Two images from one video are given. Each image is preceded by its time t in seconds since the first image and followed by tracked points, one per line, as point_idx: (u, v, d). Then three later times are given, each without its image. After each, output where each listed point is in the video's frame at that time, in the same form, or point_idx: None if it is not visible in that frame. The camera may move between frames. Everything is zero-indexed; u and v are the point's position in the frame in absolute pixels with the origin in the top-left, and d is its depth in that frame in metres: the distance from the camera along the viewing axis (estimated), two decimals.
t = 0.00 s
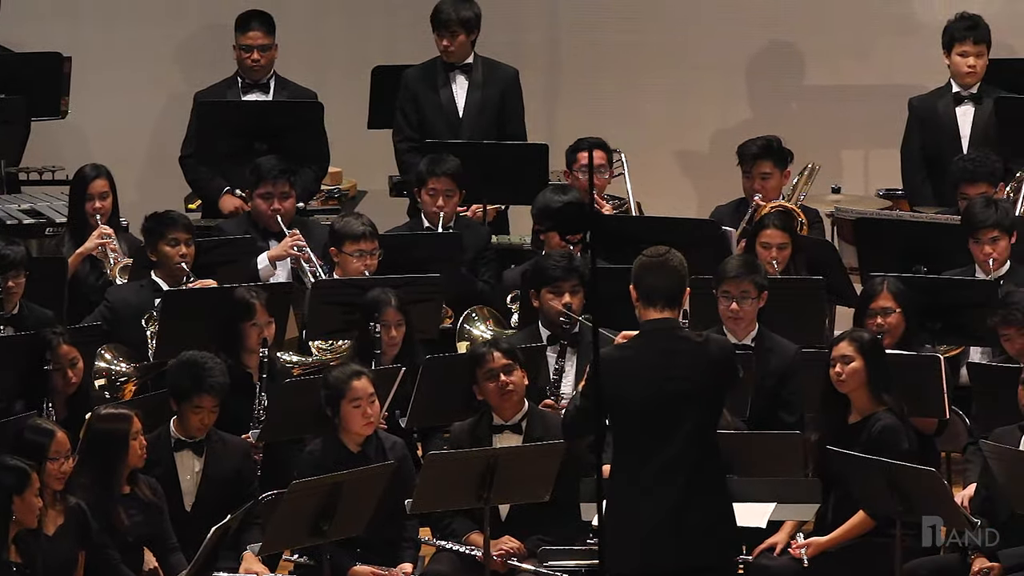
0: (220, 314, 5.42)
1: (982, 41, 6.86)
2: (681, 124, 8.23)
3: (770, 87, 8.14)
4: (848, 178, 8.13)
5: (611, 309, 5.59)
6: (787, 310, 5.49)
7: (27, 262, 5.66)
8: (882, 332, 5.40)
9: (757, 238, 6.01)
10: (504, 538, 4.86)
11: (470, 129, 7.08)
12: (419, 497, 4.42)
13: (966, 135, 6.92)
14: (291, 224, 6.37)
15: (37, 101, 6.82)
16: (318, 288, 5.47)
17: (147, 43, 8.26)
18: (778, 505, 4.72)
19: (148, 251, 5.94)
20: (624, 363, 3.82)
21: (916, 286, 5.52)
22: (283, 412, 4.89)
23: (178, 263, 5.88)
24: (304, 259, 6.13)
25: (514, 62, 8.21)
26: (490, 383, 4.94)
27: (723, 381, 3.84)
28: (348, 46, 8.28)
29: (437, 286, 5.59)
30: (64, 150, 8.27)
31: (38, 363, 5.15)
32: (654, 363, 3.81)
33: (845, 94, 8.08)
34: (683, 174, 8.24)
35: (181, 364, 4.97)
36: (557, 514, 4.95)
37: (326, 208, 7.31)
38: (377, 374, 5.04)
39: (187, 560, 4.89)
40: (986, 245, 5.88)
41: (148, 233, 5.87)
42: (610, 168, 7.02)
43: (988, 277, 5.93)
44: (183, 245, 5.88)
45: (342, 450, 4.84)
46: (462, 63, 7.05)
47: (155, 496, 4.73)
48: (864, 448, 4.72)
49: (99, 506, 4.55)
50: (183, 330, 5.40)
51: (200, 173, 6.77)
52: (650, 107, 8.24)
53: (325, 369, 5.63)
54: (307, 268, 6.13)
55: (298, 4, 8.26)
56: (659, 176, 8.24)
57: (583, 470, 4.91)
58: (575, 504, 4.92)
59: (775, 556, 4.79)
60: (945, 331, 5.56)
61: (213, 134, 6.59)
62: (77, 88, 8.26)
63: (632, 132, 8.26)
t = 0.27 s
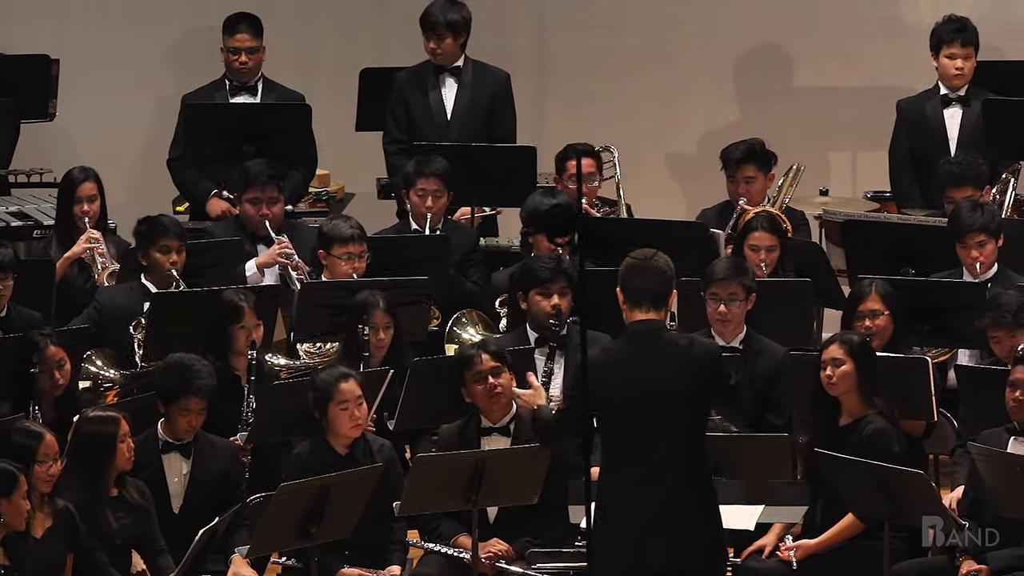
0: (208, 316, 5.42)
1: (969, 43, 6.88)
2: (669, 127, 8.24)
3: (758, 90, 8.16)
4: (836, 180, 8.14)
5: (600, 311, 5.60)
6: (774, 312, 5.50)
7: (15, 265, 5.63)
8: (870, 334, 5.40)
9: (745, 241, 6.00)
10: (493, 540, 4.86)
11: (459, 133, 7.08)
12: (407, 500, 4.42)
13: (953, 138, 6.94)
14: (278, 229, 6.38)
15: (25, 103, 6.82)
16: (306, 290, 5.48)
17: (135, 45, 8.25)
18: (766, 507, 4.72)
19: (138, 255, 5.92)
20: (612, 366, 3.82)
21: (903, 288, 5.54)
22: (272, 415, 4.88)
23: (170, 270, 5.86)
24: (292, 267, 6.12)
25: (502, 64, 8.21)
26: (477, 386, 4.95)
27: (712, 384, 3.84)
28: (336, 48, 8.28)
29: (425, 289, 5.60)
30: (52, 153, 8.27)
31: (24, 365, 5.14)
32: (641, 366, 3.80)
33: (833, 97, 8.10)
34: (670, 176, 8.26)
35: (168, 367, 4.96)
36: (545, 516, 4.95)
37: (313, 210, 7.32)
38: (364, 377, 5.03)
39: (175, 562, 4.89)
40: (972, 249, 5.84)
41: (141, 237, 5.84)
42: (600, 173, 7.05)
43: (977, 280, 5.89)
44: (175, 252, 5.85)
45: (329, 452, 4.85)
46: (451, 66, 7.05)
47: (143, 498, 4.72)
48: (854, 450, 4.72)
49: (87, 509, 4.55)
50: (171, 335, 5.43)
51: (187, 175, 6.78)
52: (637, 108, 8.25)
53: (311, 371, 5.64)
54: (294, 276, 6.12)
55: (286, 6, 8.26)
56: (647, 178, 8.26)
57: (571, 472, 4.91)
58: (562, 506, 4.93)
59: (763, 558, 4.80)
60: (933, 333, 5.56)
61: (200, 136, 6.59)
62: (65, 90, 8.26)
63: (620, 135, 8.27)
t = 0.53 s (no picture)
0: (195, 320, 5.41)
1: (958, 46, 6.89)
2: (658, 129, 8.25)
3: (747, 92, 8.17)
4: (824, 183, 8.16)
5: (587, 314, 5.62)
6: (763, 315, 5.51)
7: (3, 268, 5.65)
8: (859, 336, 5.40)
9: (734, 244, 6.04)
10: (481, 543, 4.88)
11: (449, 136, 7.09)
12: (395, 501, 4.42)
13: (942, 141, 6.96)
14: (267, 232, 6.38)
15: (14, 106, 6.81)
16: (295, 292, 5.46)
17: (123, 47, 8.25)
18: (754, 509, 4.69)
19: (130, 258, 5.90)
20: (599, 366, 3.85)
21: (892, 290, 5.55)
22: (260, 418, 4.87)
23: (163, 276, 5.85)
24: (282, 269, 6.09)
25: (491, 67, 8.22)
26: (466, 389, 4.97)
27: (698, 385, 3.84)
28: (324, 50, 8.28)
29: (415, 292, 5.61)
30: (40, 156, 8.26)
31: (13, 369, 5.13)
32: (629, 365, 3.82)
33: (822, 99, 8.11)
34: (659, 179, 8.26)
35: (155, 370, 4.96)
36: (534, 518, 4.95)
37: (302, 212, 7.32)
38: (353, 380, 5.03)
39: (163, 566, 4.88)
40: (960, 251, 5.86)
41: (134, 242, 5.82)
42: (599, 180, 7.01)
43: (964, 282, 5.91)
44: (167, 258, 5.84)
45: (318, 455, 4.85)
46: (442, 69, 7.06)
47: (131, 501, 4.73)
48: (843, 453, 4.74)
49: (76, 512, 4.55)
50: (160, 337, 5.40)
51: (176, 178, 6.77)
52: (626, 110, 8.26)
53: (301, 373, 5.68)
54: (284, 278, 6.10)
55: (275, 9, 8.26)
56: (636, 180, 8.26)
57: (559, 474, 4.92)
58: (551, 509, 4.93)
59: (752, 561, 4.80)
60: (921, 336, 5.57)
61: (189, 139, 6.59)
62: (53, 93, 8.25)
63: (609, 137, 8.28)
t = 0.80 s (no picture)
0: (183, 319, 5.40)
1: (946, 48, 6.92)
2: (646, 130, 8.26)
3: (735, 94, 8.18)
4: (812, 184, 8.17)
5: (576, 315, 5.61)
6: (752, 316, 5.52)
7: None
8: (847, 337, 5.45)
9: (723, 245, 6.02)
10: (469, 544, 4.88)
11: (441, 137, 7.09)
12: (384, 503, 4.42)
13: (931, 142, 6.97)
14: (257, 232, 6.36)
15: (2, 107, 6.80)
16: (283, 292, 5.46)
17: (111, 47, 8.24)
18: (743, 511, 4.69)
19: (121, 260, 5.91)
20: (589, 368, 3.84)
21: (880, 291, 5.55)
22: (249, 420, 4.86)
23: (154, 277, 5.85)
24: (271, 271, 6.08)
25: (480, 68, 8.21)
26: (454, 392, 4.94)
27: (687, 388, 3.84)
28: (313, 51, 8.28)
29: (402, 293, 5.58)
30: (29, 158, 8.26)
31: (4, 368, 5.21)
32: (620, 368, 3.82)
33: (810, 101, 8.12)
34: (648, 180, 8.27)
35: (143, 372, 4.95)
36: (522, 519, 4.96)
37: (291, 214, 7.32)
38: (341, 381, 5.03)
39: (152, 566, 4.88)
40: (949, 252, 5.86)
41: (125, 243, 5.83)
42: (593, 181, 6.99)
43: (953, 283, 5.89)
44: (158, 260, 5.85)
45: (307, 456, 4.85)
46: (434, 70, 7.06)
47: (119, 502, 4.72)
48: (831, 455, 4.76)
49: (64, 514, 4.54)
50: (148, 339, 5.40)
51: (164, 179, 6.76)
52: (615, 112, 8.27)
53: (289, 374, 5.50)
54: (273, 279, 6.08)
55: (264, 10, 8.25)
56: (625, 182, 8.27)
57: (548, 476, 4.92)
58: (539, 510, 4.93)
59: (740, 562, 4.80)
60: (910, 338, 5.56)
61: (177, 140, 6.58)
62: (41, 94, 8.24)
63: (598, 138, 8.28)
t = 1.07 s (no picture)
0: (170, 319, 5.40)
1: (935, 48, 6.93)
2: (634, 130, 8.26)
3: (723, 95, 8.20)
4: (801, 185, 8.18)
5: (565, 316, 5.62)
6: (740, 317, 5.53)
7: None
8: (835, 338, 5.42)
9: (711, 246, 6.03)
10: (457, 545, 4.88)
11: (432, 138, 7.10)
12: (372, 504, 4.42)
13: (919, 143, 6.99)
14: (244, 235, 6.36)
15: None
16: (271, 293, 5.46)
17: (99, 48, 8.23)
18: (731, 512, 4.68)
19: (109, 260, 5.90)
20: (577, 371, 3.85)
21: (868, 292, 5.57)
22: (237, 421, 4.86)
23: (142, 279, 5.84)
24: (259, 274, 6.08)
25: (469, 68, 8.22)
26: (442, 393, 4.95)
27: (675, 391, 3.84)
28: (301, 51, 8.27)
29: (390, 294, 5.59)
30: (15, 158, 8.23)
31: None
32: (608, 370, 3.82)
33: (798, 102, 8.14)
34: (636, 181, 8.28)
35: (131, 374, 4.94)
36: (510, 519, 4.96)
37: (279, 215, 7.31)
38: (329, 383, 5.03)
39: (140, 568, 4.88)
40: (937, 252, 5.86)
41: (114, 244, 5.82)
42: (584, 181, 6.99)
43: (940, 284, 5.91)
44: (148, 262, 5.84)
45: (294, 457, 4.85)
46: (426, 70, 7.08)
47: (107, 503, 4.73)
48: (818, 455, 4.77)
49: (52, 516, 4.53)
50: (137, 340, 5.40)
51: (151, 180, 6.75)
52: (603, 113, 8.27)
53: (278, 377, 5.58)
54: (260, 283, 6.09)
55: (252, 11, 8.25)
56: (613, 182, 8.28)
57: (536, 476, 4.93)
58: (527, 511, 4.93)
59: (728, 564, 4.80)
60: (898, 338, 5.61)
61: (165, 141, 6.57)
62: (28, 94, 8.22)
63: (586, 139, 8.29)
